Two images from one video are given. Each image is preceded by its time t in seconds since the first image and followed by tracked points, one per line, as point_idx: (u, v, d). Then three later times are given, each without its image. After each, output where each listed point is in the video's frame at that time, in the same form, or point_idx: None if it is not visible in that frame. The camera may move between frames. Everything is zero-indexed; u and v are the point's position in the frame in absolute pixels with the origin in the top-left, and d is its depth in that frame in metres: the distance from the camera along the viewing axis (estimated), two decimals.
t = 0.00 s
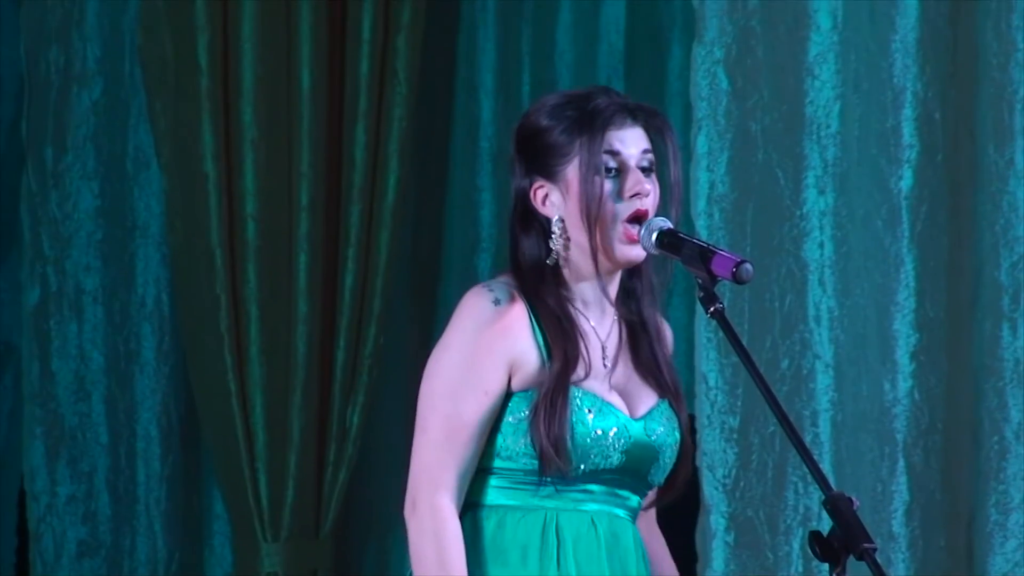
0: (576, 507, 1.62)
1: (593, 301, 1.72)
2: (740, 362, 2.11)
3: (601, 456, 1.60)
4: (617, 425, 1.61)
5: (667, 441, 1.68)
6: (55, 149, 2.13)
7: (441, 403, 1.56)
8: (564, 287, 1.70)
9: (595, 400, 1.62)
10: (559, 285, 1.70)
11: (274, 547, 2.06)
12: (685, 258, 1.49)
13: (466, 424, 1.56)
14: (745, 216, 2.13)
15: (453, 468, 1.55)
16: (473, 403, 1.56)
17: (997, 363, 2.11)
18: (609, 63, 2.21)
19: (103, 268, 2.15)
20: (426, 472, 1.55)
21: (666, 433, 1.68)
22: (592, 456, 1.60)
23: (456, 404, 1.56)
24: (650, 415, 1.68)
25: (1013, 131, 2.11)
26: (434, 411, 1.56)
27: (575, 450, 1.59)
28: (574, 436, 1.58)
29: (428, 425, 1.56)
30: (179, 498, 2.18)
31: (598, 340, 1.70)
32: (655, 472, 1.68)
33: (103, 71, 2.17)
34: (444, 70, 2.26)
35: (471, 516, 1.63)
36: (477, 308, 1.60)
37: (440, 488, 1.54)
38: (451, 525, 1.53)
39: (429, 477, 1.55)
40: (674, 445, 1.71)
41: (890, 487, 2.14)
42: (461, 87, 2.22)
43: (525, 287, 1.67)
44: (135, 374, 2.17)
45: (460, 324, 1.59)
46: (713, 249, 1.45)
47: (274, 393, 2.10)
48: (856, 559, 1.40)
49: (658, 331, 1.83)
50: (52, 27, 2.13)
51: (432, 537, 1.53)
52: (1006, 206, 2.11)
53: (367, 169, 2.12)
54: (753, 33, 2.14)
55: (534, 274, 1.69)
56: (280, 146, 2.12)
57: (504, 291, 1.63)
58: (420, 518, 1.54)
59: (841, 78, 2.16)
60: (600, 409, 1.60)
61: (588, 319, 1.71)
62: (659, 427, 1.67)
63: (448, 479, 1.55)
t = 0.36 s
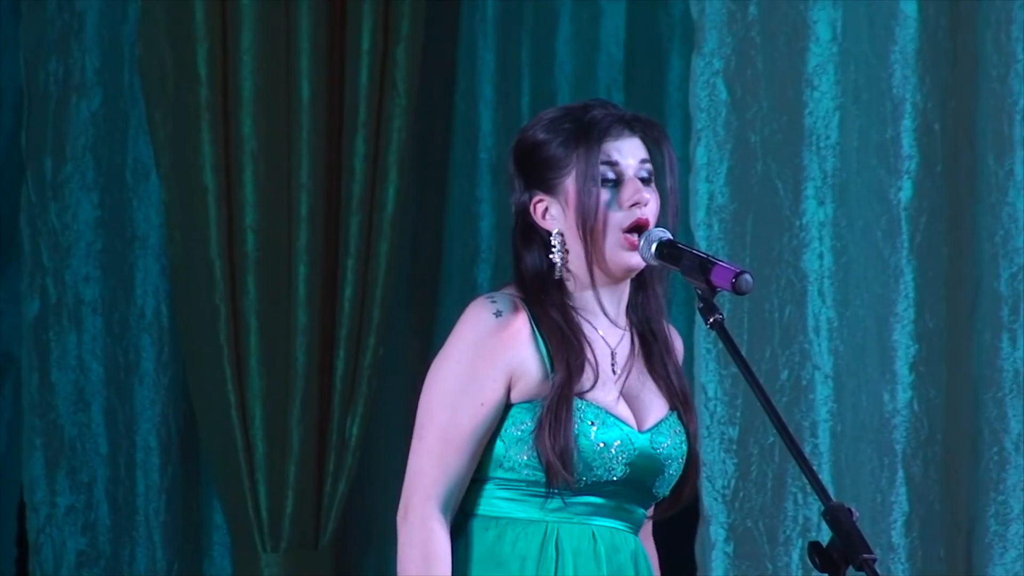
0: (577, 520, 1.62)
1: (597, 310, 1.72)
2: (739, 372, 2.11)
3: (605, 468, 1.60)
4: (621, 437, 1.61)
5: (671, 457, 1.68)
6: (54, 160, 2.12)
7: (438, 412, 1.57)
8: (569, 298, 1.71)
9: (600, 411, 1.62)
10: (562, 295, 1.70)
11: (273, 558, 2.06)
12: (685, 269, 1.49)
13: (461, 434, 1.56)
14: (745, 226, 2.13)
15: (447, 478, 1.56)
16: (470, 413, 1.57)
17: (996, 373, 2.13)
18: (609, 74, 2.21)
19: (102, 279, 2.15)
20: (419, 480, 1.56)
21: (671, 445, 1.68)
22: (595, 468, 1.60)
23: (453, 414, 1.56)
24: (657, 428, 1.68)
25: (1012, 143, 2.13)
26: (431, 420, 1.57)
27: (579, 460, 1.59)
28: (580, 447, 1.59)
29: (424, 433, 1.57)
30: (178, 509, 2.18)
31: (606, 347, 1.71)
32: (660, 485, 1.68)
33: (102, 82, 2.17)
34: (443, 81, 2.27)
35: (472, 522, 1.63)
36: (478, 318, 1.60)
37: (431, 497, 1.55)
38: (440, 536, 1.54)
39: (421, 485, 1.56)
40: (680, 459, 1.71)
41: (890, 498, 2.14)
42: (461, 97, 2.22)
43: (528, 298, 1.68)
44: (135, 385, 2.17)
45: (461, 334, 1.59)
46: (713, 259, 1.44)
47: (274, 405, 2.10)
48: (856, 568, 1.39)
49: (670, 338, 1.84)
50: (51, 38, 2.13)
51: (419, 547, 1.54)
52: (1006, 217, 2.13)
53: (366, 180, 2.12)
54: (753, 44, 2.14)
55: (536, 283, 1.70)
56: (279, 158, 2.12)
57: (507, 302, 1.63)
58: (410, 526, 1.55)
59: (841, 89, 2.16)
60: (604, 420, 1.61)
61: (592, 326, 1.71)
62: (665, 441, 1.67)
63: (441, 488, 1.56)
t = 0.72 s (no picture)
0: (577, 531, 1.62)
1: (595, 316, 1.72)
2: (739, 378, 2.12)
3: (605, 480, 1.60)
4: (622, 449, 1.61)
5: (671, 468, 1.67)
6: (55, 166, 2.13)
7: (438, 423, 1.58)
8: (566, 306, 1.70)
9: (601, 424, 1.62)
10: (561, 304, 1.70)
11: (274, 564, 2.06)
12: (686, 275, 1.48)
13: (461, 446, 1.57)
14: (746, 232, 2.13)
15: (447, 490, 1.57)
16: (469, 425, 1.57)
17: (996, 379, 2.13)
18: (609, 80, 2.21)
19: (103, 284, 2.15)
20: (419, 490, 1.57)
21: (671, 457, 1.68)
22: (596, 480, 1.60)
23: (453, 426, 1.57)
24: (657, 439, 1.67)
25: (1013, 149, 2.13)
26: (432, 431, 1.58)
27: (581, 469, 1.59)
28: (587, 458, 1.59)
29: (425, 444, 1.58)
30: (180, 514, 2.18)
31: (605, 356, 1.70)
32: (660, 496, 1.68)
33: (103, 87, 2.17)
34: (444, 87, 2.27)
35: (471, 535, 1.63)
36: (478, 329, 1.61)
37: (431, 508, 1.56)
38: (440, 546, 1.55)
39: (422, 496, 1.57)
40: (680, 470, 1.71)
41: (890, 503, 2.14)
42: (462, 102, 2.22)
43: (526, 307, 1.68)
44: (136, 391, 2.17)
45: (461, 345, 1.60)
46: (714, 266, 1.44)
47: (274, 411, 2.09)
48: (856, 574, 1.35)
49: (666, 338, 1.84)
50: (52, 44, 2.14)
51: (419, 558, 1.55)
52: (1006, 223, 2.13)
53: (367, 185, 2.12)
54: (754, 50, 2.14)
55: (535, 292, 1.70)
56: (280, 163, 2.12)
57: (507, 313, 1.63)
58: (410, 537, 1.56)
59: (841, 95, 2.16)
60: (604, 433, 1.60)
61: (592, 334, 1.71)
62: (666, 453, 1.66)
63: (441, 499, 1.57)
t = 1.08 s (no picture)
0: (572, 531, 1.61)
1: (586, 316, 1.70)
2: (740, 380, 2.12)
3: (599, 480, 1.59)
4: (615, 448, 1.60)
5: (665, 467, 1.66)
6: (57, 167, 2.13)
7: (427, 425, 1.56)
8: (558, 306, 1.69)
9: (594, 423, 1.61)
10: (552, 303, 1.69)
11: (275, 564, 2.07)
12: (687, 276, 1.47)
13: (450, 447, 1.56)
14: (747, 233, 2.13)
15: (436, 491, 1.55)
16: (458, 426, 1.56)
17: (997, 380, 2.14)
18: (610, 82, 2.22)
19: (104, 286, 2.16)
20: (408, 492, 1.55)
21: (666, 455, 1.67)
22: (590, 479, 1.59)
23: (441, 427, 1.55)
24: (651, 438, 1.66)
25: (1014, 151, 2.14)
26: (420, 433, 1.56)
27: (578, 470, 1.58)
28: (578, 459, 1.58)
29: (414, 446, 1.56)
30: (182, 515, 2.19)
31: (596, 355, 1.69)
32: (655, 495, 1.67)
33: (104, 89, 2.17)
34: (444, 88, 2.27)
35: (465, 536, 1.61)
36: (469, 330, 1.59)
37: (420, 510, 1.54)
38: (428, 549, 1.53)
39: (410, 498, 1.55)
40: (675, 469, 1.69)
41: (892, 504, 2.14)
42: (462, 103, 2.22)
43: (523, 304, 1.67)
44: (137, 392, 2.17)
45: (450, 346, 1.58)
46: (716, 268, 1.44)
47: (275, 411, 2.09)
48: None
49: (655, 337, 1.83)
50: (53, 45, 2.14)
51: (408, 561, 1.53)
52: (1007, 224, 2.14)
53: (369, 185, 2.12)
54: (755, 51, 2.14)
55: (527, 291, 1.69)
56: (281, 164, 2.12)
57: (497, 314, 1.62)
58: (399, 539, 1.54)
59: (842, 96, 2.17)
60: (597, 432, 1.59)
61: (582, 334, 1.70)
62: (660, 452, 1.65)
63: (430, 501, 1.55)
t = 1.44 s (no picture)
0: (571, 527, 1.60)
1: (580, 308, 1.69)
2: (741, 381, 2.11)
3: (598, 474, 1.58)
4: (613, 442, 1.59)
5: (662, 458, 1.65)
6: (58, 168, 2.14)
7: (418, 418, 1.55)
8: (553, 300, 1.68)
9: (591, 417, 1.60)
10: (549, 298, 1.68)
11: (275, 566, 2.07)
12: (687, 278, 1.47)
13: (441, 442, 1.55)
14: (748, 233, 2.13)
15: (426, 485, 1.55)
16: (451, 421, 1.55)
17: (998, 381, 2.13)
18: (610, 82, 2.23)
19: (105, 287, 2.16)
20: (398, 485, 1.55)
21: (662, 447, 1.66)
22: (589, 473, 1.57)
23: (434, 421, 1.54)
24: (646, 430, 1.66)
25: (1015, 152, 2.13)
26: (412, 426, 1.55)
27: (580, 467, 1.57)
28: (578, 455, 1.56)
29: (405, 438, 1.55)
30: (183, 516, 2.19)
31: (591, 348, 1.68)
32: (653, 488, 1.66)
33: (105, 89, 2.17)
34: (444, 88, 2.27)
35: (464, 535, 1.60)
36: (463, 324, 1.58)
37: (409, 504, 1.54)
38: (417, 543, 1.54)
39: (400, 491, 1.55)
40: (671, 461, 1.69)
41: (893, 505, 2.15)
42: (463, 103, 2.22)
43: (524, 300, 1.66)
44: (138, 393, 2.17)
45: (445, 340, 1.57)
46: (717, 269, 1.43)
47: (276, 413, 2.10)
48: None
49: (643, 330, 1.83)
50: (53, 46, 2.14)
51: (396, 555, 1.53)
52: (1008, 225, 2.13)
53: (370, 186, 2.12)
54: (755, 52, 2.14)
55: (522, 285, 1.68)
56: (282, 165, 2.12)
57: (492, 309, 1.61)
58: (388, 531, 1.54)
59: (843, 97, 2.17)
60: (595, 425, 1.58)
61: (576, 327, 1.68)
62: (656, 443, 1.65)
63: (419, 495, 1.54)
